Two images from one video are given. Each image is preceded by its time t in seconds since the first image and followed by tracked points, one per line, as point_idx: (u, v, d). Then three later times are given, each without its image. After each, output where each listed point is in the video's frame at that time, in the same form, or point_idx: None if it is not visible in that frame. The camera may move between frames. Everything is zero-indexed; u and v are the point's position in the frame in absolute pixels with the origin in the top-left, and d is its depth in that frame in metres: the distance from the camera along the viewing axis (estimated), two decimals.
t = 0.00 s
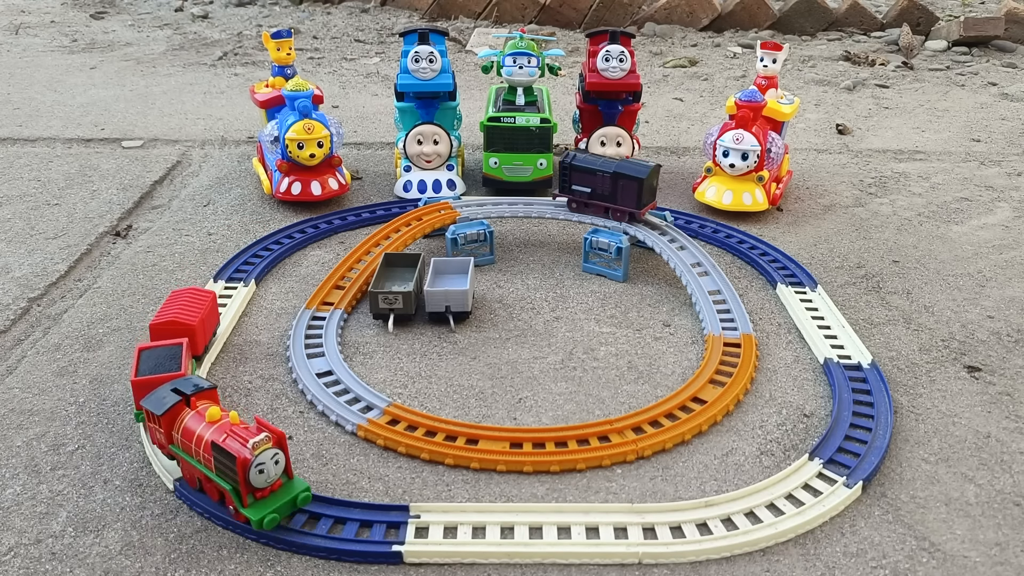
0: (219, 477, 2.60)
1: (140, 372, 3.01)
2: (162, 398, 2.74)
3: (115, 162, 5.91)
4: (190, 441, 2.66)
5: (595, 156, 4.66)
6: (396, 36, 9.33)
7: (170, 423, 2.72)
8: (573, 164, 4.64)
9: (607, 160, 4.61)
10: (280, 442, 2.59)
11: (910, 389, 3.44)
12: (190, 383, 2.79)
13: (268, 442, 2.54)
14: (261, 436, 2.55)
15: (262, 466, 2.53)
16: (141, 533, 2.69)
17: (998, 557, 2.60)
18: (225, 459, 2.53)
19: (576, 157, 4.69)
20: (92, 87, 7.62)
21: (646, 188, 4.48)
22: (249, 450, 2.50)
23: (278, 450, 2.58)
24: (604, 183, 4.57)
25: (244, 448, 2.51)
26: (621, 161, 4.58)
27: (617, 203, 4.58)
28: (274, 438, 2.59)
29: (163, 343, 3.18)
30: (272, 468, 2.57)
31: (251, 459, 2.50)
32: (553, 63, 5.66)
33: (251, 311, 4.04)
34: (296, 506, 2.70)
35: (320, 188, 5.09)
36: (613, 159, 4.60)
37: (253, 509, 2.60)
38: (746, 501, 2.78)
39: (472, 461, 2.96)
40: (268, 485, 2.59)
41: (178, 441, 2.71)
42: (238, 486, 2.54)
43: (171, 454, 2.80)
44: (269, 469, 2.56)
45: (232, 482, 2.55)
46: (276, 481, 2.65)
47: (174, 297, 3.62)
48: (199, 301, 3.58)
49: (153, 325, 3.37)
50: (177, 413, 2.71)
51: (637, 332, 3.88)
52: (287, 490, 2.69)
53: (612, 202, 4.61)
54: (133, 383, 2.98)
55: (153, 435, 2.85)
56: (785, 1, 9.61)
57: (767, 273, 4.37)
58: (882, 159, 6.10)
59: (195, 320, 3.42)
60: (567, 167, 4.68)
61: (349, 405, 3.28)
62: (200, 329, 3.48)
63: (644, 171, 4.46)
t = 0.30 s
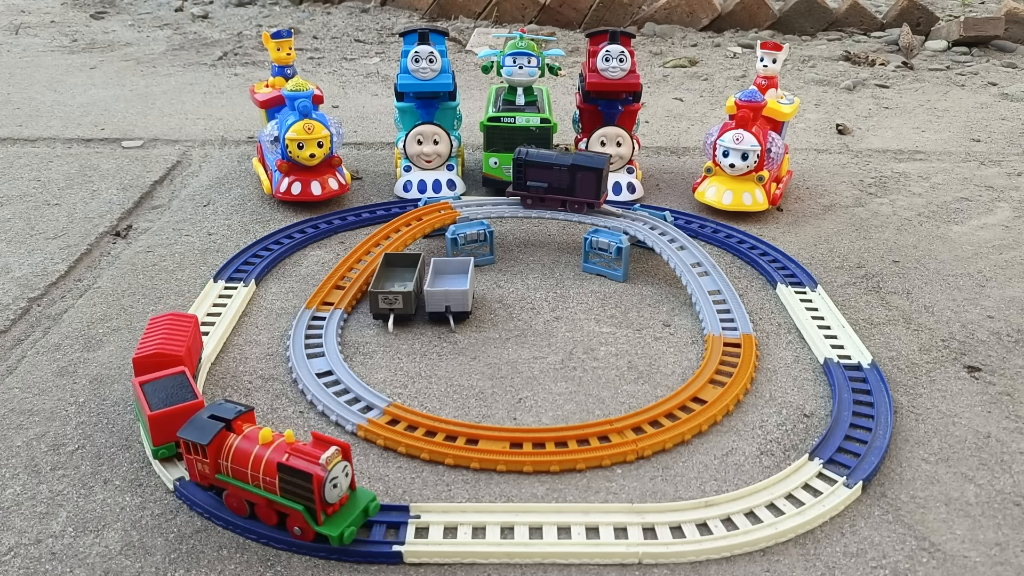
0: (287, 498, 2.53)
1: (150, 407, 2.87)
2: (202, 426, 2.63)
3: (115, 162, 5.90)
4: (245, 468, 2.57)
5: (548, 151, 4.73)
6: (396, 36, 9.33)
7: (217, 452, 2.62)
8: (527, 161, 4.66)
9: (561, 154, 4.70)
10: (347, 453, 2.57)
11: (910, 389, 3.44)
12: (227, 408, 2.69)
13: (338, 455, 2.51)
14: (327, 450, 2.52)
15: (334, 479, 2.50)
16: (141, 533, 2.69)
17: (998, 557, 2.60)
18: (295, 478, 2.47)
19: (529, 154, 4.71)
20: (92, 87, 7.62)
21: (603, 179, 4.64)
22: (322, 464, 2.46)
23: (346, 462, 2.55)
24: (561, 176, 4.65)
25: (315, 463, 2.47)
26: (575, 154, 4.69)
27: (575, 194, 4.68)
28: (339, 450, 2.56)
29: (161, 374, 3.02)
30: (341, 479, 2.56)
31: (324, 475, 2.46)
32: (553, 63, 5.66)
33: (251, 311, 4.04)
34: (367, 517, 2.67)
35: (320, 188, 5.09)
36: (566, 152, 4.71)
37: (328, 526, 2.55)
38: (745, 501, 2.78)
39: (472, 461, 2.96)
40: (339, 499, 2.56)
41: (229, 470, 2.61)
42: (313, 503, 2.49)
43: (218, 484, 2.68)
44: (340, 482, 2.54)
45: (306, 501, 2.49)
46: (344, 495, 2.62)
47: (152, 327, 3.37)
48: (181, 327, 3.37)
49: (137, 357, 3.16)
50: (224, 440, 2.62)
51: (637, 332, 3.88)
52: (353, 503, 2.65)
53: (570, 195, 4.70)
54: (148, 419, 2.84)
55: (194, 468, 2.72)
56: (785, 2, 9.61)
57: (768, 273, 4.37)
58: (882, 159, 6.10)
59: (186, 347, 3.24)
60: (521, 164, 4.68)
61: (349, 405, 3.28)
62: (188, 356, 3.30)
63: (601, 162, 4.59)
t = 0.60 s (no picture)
0: (347, 507, 2.48)
1: (172, 434, 2.67)
2: (245, 445, 2.56)
3: (115, 162, 5.90)
4: (296, 482, 2.49)
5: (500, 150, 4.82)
6: (396, 36, 9.33)
7: (264, 468, 2.54)
8: (482, 161, 4.75)
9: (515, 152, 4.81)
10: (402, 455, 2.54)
11: (910, 389, 3.44)
12: (268, 423, 2.62)
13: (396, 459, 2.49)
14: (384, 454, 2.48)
15: (395, 482, 2.47)
16: (141, 533, 2.69)
17: (998, 557, 2.60)
18: (356, 485, 2.43)
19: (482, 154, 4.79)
20: (92, 87, 7.62)
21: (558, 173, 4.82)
22: (384, 469, 2.42)
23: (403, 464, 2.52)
24: (517, 174, 4.80)
25: (376, 468, 2.44)
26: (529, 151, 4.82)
27: (531, 191, 4.86)
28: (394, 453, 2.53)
29: (171, 399, 2.82)
30: (401, 483, 2.53)
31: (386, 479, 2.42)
32: (553, 63, 5.66)
33: (251, 311, 4.04)
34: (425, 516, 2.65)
35: (320, 188, 5.09)
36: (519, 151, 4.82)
37: (392, 530, 2.51)
38: (745, 501, 2.78)
39: (472, 461, 2.96)
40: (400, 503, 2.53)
41: (279, 486, 2.53)
42: (376, 508, 2.45)
43: (265, 502, 2.60)
44: (400, 484, 2.51)
45: (368, 507, 2.45)
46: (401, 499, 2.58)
47: (143, 353, 3.13)
48: (175, 348, 3.16)
49: (137, 385, 2.94)
50: (270, 456, 2.55)
51: (637, 332, 3.88)
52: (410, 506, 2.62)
53: (526, 192, 4.87)
54: (173, 447, 2.64)
55: (236, 489, 2.63)
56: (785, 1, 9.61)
57: (767, 273, 4.37)
58: (882, 159, 6.10)
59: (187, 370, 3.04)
60: (476, 164, 4.76)
61: (349, 405, 3.28)
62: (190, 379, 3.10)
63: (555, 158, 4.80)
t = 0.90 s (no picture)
0: (410, 509, 2.47)
1: (203, 454, 2.61)
2: (296, 457, 2.48)
3: (115, 162, 5.90)
4: (355, 489, 2.45)
5: (453, 155, 4.59)
6: (396, 36, 9.33)
7: (318, 479, 2.47)
8: (439, 169, 4.47)
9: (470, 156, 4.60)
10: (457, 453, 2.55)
11: (910, 389, 3.44)
12: (313, 434, 2.55)
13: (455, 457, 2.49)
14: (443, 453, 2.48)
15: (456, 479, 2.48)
16: (141, 533, 2.69)
17: (998, 557, 2.60)
18: (421, 485, 2.43)
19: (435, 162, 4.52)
20: (92, 87, 7.62)
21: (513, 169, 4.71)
22: (446, 467, 2.43)
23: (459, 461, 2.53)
24: (475, 177, 4.59)
25: (438, 466, 2.45)
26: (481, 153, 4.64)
27: (489, 192, 4.67)
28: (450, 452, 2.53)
29: (191, 422, 2.75)
30: (458, 479, 2.54)
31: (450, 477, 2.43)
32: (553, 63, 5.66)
33: (251, 311, 4.04)
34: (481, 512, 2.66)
35: (320, 188, 5.08)
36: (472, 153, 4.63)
37: (454, 527, 2.52)
38: (745, 501, 2.78)
39: (472, 461, 2.96)
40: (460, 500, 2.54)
41: (334, 495, 2.47)
42: (440, 507, 2.45)
43: (318, 514, 2.53)
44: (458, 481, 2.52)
45: (431, 506, 2.46)
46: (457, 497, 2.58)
47: (144, 381, 3.05)
48: (178, 371, 3.10)
49: (150, 413, 2.88)
50: (323, 466, 2.48)
51: (637, 332, 3.88)
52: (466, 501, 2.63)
53: (483, 194, 4.67)
54: (207, 468, 2.58)
55: (285, 504, 2.53)
56: (785, 2, 9.61)
57: (767, 273, 4.37)
58: (882, 159, 6.10)
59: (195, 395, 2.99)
60: (435, 172, 4.48)
61: (349, 405, 3.28)
62: (200, 403, 3.05)
63: (511, 156, 4.66)
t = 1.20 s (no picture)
0: (498, 509, 2.46)
1: (269, 478, 2.54)
2: (379, 464, 2.44)
3: (115, 162, 5.90)
4: (442, 493, 2.44)
5: (386, 179, 4.30)
6: (396, 36, 9.33)
7: (403, 485, 2.44)
8: (385, 199, 4.19)
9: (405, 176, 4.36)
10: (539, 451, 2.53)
11: (910, 389, 3.44)
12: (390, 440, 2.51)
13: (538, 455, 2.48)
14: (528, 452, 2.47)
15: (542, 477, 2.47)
16: (141, 533, 2.69)
17: (998, 557, 2.60)
18: (510, 484, 2.41)
19: (374, 193, 4.20)
20: (92, 87, 7.62)
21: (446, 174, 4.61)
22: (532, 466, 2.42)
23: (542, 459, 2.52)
24: (417, 196, 4.38)
25: (525, 465, 2.43)
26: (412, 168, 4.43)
27: (431, 205, 4.50)
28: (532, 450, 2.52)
29: (240, 449, 2.66)
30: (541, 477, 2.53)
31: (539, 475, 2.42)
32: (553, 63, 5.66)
33: (251, 311, 4.04)
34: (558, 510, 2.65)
35: (320, 188, 5.08)
36: (404, 170, 4.40)
37: (541, 524, 2.52)
38: (745, 501, 2.78)
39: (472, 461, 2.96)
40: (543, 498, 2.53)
41: (419, 501, 2.46)
42: (528, 506, 2.45)
43: (401, 521, 2.51)
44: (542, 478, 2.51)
45: (519, 505, 2.45)
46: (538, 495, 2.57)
47: (158, 416, 2.84)
48: (191, 399, 2.92)
49: (182, 448, 2.71)
50: (406, 471, 2.45)
51: (637, 332, 3.88)
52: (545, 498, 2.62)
53: (427, 209, 4.49)
54: (278, 491, 2.51)
55: (367, 512, 2.51)
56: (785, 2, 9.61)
57: (767, 273, 4.37)
58: (882, 159, 6.10)
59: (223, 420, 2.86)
60: (383, 205, 4.18)
61: (350, 405, 3.28)
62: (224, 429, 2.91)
63: (440, 164, 4.53)
